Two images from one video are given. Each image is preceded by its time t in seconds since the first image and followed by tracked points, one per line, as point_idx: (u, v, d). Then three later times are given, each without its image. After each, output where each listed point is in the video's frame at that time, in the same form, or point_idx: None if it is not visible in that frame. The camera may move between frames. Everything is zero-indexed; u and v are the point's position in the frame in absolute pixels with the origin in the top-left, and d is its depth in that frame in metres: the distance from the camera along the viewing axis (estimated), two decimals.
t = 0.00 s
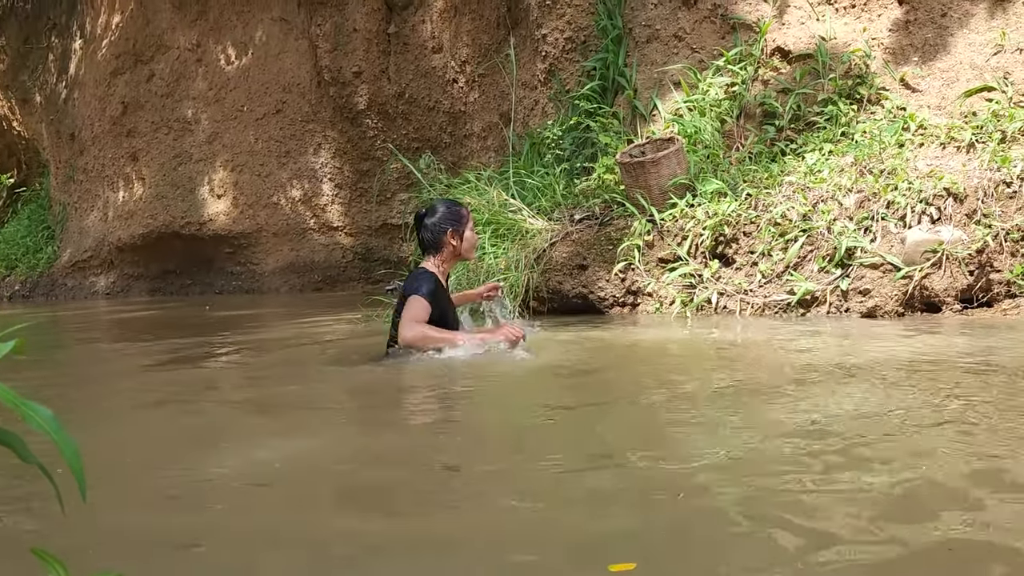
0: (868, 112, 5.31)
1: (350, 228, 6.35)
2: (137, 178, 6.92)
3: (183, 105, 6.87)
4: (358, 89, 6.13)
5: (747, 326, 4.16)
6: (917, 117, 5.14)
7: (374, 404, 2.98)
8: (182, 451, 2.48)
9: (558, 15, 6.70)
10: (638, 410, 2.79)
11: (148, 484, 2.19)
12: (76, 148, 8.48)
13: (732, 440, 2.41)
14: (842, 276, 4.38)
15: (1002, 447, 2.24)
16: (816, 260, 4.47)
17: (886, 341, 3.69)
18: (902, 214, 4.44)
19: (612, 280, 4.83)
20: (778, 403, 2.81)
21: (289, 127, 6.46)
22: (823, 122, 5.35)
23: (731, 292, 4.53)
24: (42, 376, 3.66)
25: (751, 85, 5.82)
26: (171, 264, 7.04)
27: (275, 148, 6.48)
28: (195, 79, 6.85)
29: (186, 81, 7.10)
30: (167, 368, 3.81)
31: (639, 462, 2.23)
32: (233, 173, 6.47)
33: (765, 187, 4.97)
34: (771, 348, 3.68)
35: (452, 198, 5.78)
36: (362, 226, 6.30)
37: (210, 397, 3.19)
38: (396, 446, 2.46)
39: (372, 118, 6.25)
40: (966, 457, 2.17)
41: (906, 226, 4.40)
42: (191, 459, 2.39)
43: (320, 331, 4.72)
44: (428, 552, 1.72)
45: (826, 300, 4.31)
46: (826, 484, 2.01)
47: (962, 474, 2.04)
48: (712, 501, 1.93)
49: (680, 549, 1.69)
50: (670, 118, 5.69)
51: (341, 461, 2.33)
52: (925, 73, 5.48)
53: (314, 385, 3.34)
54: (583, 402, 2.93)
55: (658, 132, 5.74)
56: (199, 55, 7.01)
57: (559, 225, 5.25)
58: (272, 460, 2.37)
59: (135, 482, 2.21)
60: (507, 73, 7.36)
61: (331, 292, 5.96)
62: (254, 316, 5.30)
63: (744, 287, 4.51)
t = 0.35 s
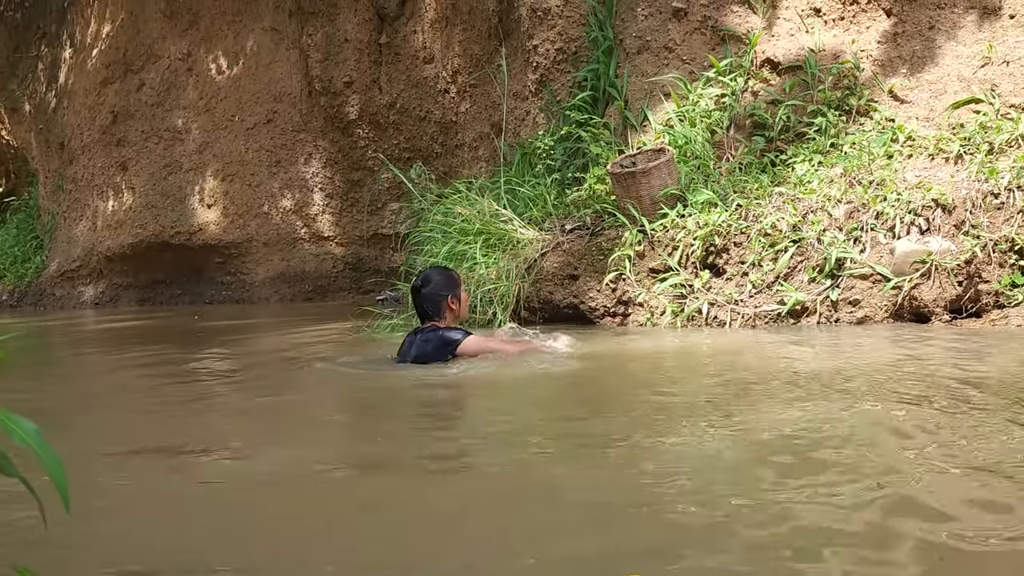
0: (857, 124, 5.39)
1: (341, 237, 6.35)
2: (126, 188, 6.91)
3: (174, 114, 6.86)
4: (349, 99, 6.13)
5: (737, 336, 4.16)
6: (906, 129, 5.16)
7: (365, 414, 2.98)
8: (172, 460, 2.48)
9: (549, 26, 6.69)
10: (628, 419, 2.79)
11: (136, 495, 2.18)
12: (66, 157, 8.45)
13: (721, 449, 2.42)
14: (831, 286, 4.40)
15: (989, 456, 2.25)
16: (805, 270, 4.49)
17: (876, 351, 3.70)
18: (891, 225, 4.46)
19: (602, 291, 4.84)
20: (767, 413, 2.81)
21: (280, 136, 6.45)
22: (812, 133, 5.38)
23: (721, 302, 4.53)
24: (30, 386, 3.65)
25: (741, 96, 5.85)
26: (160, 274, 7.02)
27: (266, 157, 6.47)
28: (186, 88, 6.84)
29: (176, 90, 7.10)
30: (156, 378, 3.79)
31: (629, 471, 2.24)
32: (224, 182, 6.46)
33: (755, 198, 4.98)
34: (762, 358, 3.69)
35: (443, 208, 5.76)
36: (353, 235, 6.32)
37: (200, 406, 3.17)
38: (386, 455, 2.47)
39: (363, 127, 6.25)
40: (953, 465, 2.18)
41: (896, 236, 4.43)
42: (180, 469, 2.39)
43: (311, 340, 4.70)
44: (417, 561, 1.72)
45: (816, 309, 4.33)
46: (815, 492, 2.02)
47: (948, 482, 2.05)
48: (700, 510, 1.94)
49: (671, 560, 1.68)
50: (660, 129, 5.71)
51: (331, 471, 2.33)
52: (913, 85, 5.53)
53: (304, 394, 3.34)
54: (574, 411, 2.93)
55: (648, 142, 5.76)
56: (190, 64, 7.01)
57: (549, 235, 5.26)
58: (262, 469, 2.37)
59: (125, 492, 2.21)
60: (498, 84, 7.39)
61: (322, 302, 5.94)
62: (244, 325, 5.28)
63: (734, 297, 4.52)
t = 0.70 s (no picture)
0: (847, 132, 5.38)
1: (331, 245, 6.34)
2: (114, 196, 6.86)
3: (162, 121, 6.83)
4: (340, 107, 6.09)
5: (727, 343, 4.16)
6: (894, 137, 5.18)
7: (354, 422, 2.96)
8: (161, 468, 2.46)
9: (539, 34, 6.68)
10: (618, 426, 2.79)
11: (125, 504, 2.15)
12: (54, 165, 8.39)
13: (711, 456, 2.41)
14: (823, 295, 4.36)
15: (977, 462, 2.26)
16: (796, 278, 4.49)
17: (866, 358, 3.70)
18: (881, 233, 4.47)
19: (593, 298, 4.84)
20: (758, 420, 2.81)
21: (270, 144, 6.43)
22: (801, 141, 5.39)
23: (712, 310, 4.52)
24: (16, 394, 3.61)
25: (730, 105, 5.87)
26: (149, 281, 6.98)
27: (255, 165, 6.45)
28: (175, 95, 6.81)
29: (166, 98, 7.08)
30: (144, 385, 3.76)
31: (619, 478, 2.24)
32: (213, 190, 6.43)
33: (744, 206, 4.98)
34: (753, 365, 3.69)
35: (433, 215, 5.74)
36: (344, 243, 6.29)
37: (188, 414, 3.14)
38: (377, 462, 2.46)
39: (353, 136, 6.24)
40: (941, 471, 2.19)
41: (885, 244, 4.43)
42: (169, 477, 2.38)
43: (300, 348, 4.68)
44: (409, 568, 1.71)
45: (806, 317, 4.30)
46: (805, 498, 2.02)
47: (936, 487, 2.07)
48: (692, 516, 1.94)
49: (668, 567, 1.67)
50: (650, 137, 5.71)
51: (321, 478, 2.32)
52: (902, 94, 5.56)
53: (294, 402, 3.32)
54: (564, 418, 2.93)
55: (638, 150, 5.76)
56: (180, 72, 7.00)
57: (540, 242, 5.25)
58: (251, 477, 2.35)
59: (113, 500, 2.19)
60: (488, 91, 7.39)
61: (311, 309, 5.91)
62: (233, 333, 5.25)
63: (724, 305, 4.51)
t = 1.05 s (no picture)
0: (835, 140, 5.41)
1: (321, 253, 6.33)
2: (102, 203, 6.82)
3: (151, 129, 6.80)
4: (330, 115, 6.06)
5: (719, 351, 4.16)
6: (884, 146, 5.20)
7: (343, 430, 2.95)
8: (148, 477, 2.44)
9: (529, 43, 6.66)
10: (608, 434, 2.78)
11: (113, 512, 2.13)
12: (42, 172, 8.34)
13: (702, 464, 2.41)
14: (811, 302, 4.40)
15: (967, 470, 2.26)
16: (786, 285, 4.50)
17: (856, 366, 3.71)
18: (870, 242, 4.48)
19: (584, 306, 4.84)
20: (748, 428, 2.81)
21: (259, 152, 6.41)
22: (791, 150, 5.42)
23: (703, 318, 4.51)
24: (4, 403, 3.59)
25: (721, 113, 5.88)
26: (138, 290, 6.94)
27: (245, 173, 6.42)
28: (164, 103, 6.79)
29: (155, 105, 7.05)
30: (133, 394, 3.74)
31: (610, 486, 2.23)
32: (203, 198, 6.41)
33: (735, 214, 4.98)
34: (743, 373, 3.69)
35: (424, 223, 5.72)
36: (334, 252, 6.28)
37: (177, 423, 3.12)
38: (367, 471, 2.44)
39: (344, 144, 6.23)
40: (931, 479, 2.19)
41: (874, 252, 4.45)
42: (157, 486, 2.35)
43: (290, 356, 4.66)
44: None
45: (796, 324, 4.32)
46: (796, 505, 2.02)
47: (926, 496, 2.06)
48: (682, 525, 1.93)
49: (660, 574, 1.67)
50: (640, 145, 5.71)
51: (309, 487, 2.30)
52: (890, 103, 5.56)
53: (283, 411, 3.30)
54: (555, 426, 2.92)
55: (629, 158, 5.77)
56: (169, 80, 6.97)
57: (530, 250, 5.26)
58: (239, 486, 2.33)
59: (99, 509, 2.16)
60: (479, 100, 7.38)
61: (302, 318, 5.90)
62: (223, 341, 5.22)
63: (716, 313, 4.51)
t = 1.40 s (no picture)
0: (828, 148, 5.39)
1: (314, 262, 6.31)
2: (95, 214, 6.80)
3: (143, 138, 6.78)
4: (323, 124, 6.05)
5: (714, 360, 4.15)
6: (876, 154, 5.20)
7: (338, 441, 2.92)
8: (140, 489, 2.41)
9: (523, 52, 6.65)
10: (604, 444, 2.76)
11: (104, 525, 2.10)
12: (34, 182, 8.31)
13: (699, 473, 2.39)
14: (806, 310, 4.40)
15: (965, 478, 2.25)
16: (780, 294, 4.50)
17: (852, 374, 3.71)
18: (864, 250, 4.47)
19: (577, 316, 4.81)
20: (744, 437, 2.79)
21: (251, 162, 6.39)
22: (784, 158, 5.41)
23: (699, 327, 4.50)
24: None
25: (714, 122, 5.86)
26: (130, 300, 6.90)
27: (237, 183, 6.40)
28: (156, 113, 6.76)
29: (148, 115, 7.01)
30: (125, 404, 3.71)
31: (606, 496, 2.21)
32: (195, 208, 6.38)
33: (728, 223, 4.97)
34: (739, 381, 3.68)
35: (417, 232, 5.68)
36: (326, 261, 6.26)
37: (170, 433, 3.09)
38: (361, 482, 2.42)
39: (337, 153, 6.21)
40: (929, 487, 2.18)
41: (868, 260, 4.44)
42: (149, 498, 2.32)
43: (284, 366, 4.64)
44: None
45: (791, 332, 4.32)
46: (794, 515, 2.00)
47: (926, 504, 2.05)
48: (681, 534, 1.91)
49: None
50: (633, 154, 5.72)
51: (303, 498, 2.27)
52: (882, 112, 5.57)
53: (276, 421, 3.27)
54: (550, 435, 2.90)
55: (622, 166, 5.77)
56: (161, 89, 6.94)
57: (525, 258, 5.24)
58: (232, 498, 2.30)
59: (91, 521, 2.13)
60: (471, 108, 7.33)
61: (296, 328, 5.87)
62: (216, 351, 5.19)
63: (710, 321, 4.50)
